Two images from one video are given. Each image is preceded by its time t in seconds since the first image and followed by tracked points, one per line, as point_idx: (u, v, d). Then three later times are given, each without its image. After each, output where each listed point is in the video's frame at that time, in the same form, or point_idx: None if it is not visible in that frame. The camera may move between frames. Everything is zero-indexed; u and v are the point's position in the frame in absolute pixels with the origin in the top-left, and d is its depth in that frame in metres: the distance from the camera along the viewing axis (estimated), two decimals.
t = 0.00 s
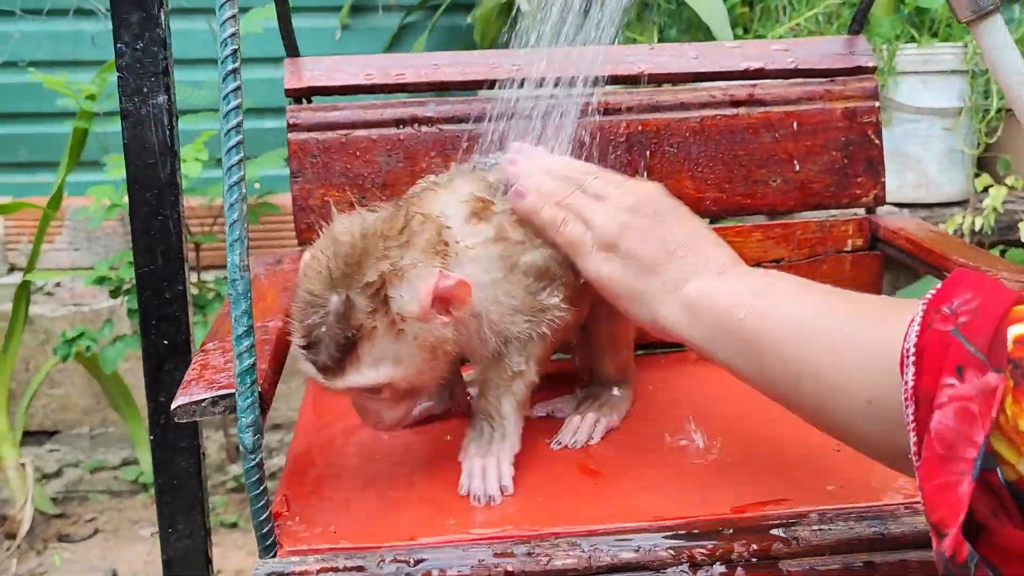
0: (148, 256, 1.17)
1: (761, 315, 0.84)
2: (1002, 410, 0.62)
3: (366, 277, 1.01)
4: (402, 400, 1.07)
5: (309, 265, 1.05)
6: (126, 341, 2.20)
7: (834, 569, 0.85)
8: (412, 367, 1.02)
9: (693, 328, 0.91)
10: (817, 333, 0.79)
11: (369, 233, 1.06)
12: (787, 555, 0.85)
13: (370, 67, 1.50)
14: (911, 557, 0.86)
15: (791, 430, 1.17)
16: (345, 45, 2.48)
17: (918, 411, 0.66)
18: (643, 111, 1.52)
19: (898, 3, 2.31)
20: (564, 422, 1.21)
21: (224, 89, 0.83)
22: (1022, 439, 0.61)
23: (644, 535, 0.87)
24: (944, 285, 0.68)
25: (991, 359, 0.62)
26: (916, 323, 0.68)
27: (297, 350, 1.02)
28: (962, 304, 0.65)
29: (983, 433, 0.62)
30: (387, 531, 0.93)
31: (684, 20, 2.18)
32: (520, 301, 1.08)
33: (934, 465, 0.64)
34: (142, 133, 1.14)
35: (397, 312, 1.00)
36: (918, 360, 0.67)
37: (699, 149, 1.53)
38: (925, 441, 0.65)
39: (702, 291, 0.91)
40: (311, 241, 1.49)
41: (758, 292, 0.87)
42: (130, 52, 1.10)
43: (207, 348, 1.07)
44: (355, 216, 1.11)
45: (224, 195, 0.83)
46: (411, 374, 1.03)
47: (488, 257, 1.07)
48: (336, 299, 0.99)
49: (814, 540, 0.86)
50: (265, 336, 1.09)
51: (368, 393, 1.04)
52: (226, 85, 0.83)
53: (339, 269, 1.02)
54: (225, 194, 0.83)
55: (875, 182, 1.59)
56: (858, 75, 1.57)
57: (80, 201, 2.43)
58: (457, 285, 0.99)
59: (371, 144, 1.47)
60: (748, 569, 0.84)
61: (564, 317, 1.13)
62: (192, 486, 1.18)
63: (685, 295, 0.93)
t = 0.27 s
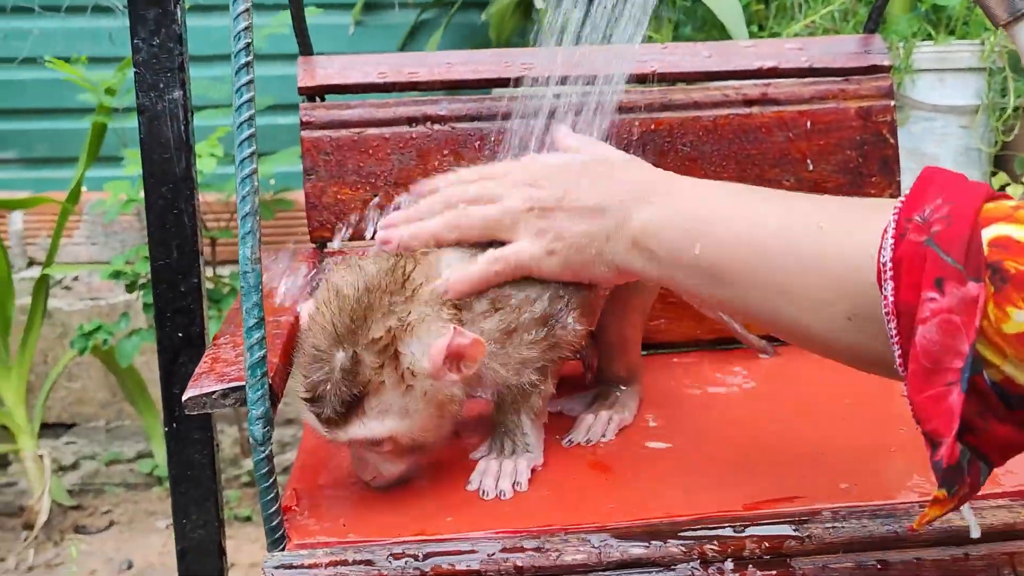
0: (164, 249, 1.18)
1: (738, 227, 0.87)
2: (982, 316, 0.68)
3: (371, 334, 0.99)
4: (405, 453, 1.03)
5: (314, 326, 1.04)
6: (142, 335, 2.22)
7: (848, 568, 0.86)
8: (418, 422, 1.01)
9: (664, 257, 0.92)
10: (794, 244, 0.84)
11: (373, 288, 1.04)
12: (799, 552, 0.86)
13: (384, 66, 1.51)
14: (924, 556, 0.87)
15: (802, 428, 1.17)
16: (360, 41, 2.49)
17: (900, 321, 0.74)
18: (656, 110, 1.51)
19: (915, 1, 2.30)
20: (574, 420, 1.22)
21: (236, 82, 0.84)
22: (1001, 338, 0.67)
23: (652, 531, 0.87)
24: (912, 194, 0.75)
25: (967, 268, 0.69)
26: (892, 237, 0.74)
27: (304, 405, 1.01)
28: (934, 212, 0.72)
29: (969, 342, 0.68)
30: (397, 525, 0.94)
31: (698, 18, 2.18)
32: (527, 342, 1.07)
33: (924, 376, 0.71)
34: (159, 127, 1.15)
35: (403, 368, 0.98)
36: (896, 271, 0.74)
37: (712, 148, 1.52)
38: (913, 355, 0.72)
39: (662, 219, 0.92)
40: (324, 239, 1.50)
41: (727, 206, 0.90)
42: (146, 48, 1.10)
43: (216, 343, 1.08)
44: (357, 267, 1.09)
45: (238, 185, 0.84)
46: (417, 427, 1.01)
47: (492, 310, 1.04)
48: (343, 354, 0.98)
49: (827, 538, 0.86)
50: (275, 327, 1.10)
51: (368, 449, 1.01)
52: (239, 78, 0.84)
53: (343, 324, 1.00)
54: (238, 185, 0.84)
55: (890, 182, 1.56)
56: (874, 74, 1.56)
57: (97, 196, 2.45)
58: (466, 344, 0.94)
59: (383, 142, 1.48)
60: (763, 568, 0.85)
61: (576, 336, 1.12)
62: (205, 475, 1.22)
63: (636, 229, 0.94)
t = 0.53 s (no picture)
0: (179, 238, 1.19)
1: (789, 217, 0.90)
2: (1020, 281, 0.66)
3: (403, 314, 1.00)
4: (433, 435, 1.03)
5: (346, 304, 1.04)
6: (157, 328, 2.23)
7: (869, 562, 0.85)
8: (447, 404, 1.01)
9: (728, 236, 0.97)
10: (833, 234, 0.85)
11: (404, 269, 1.04)
12: (818, 546, 0.86)
13: (398, 63, 1.51)
14: (948, 551, 0.86)
15: (818, 425, 1.16)
16: (373, 36, 2.49)
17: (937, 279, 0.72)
18: (671, 107, 1.51)
19: None
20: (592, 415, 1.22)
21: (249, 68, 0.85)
22: None
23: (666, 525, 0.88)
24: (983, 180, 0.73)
25: (1019, 234, 0.67)
26: (955, 205, 0.73)
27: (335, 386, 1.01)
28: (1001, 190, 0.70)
29: (997, 299, 0.66)
30: (410, 515, 0.94)
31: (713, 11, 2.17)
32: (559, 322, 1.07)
33: (945, 326, 0.69)
34: (174, 118, 1.16)
35: (435, 346, 0.98)
36: (947, 236, 0.73)
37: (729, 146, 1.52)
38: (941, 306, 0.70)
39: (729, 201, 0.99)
40: (337, 237, 1.51)
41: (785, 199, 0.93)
42: (161, 38, 1.11)
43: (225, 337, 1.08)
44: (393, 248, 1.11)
45: (248, 171, 0.86)
46: (448, 408, 1.01)
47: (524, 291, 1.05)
48: (373, 333, 0.99)
49: (848, 532, 0.86)
50: (289, 320, 1.11)
51: (397, 429, 1.01)
52: (250, 64, 0.85)
53: (375, 304, 1.01)
54: (249, 171, 0.86)
55: (909, 181, 1.55)
56: (893, 72, 1.55)
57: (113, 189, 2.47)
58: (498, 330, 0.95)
59: (397, 140, 1.48)
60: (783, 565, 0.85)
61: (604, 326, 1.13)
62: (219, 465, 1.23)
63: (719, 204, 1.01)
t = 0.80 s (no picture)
0: (189, 227, 1.20)
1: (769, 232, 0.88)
2: None
3: (413, 314, 1.00)
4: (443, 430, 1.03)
5: (353, 304, 1.04)
6: (168, 320, 2.25)
7: (876, 549, 0.86)
8: (457, 402, 1.02)
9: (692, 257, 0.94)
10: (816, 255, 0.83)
11: (410, 269, 1.05)
12: (825, 533, 0.86)
13: (408, 53, 1.51)
14: (955, 539, 0.86)
15: (826, 415, 1.16)
16: (382, 29, 2.50)
17: (954, 315, 0.69)
18: (680, 98, 1.51)
19: None
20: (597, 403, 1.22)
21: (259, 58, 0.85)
22: None
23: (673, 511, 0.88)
24: (970, 187, 0.71)
25: None
26: (948, 228, 0.71)
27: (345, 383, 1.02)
28: (993, 204, 0.68)
29: None
30: (419, 502, 0.95)
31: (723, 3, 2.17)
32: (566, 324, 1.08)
33: (977, 371, 0.65)
34: (185, 107, 1.17)
35: (446, 346, 0.99)
36: (950, 263, 0.70)
37: (738, 137, 1.52)
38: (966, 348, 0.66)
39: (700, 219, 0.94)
40: (347, 227, 1.52)
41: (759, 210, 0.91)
42: (172, 28, 1.11)
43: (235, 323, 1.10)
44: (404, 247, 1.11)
45: (258, 159, 0.86)
46: (456, 405, 1.02)
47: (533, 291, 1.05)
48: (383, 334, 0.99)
49: (855, 519, 0.86)
50: (297, 308, 1.12)
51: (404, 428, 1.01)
52: (261, 54, 0.84)
53: (385, 304, 1.01)
54: (259, 160, 0.86)
55: (918, 171, 1.55)
56: (902, 63, 1.54)
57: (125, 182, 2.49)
58: (511, 332, 0.96)
59: (407, 131, 1.49)
60: (788, 550, 0.85)
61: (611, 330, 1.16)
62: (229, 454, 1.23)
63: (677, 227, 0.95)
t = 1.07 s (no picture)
0: (197, 220, 1.21)
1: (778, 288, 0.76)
2: None
3: (438, 307, 1.02)
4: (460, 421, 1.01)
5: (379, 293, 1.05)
6: (176, 315, 2.26)
7: (870, 539, 0.85)
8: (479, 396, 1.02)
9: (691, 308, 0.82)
10: (830, 320, 0.72)
11: (432, 261, 1.06)
12: (821, 523, 0.85)
13: (415, 43, 1.52)
14: (948, 528, 0.86)
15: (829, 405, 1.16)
16: (388, 24, 2.50)
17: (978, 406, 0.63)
18: (686, 88, 1.52)
19: None
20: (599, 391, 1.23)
21: (270, 53, 0.85)
22: None
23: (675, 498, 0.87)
24: (985, 262, 0.64)
25: None
26: (959, 309, 0.64)
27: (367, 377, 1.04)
28: (1010, 285, 0.61)
29: None
30: (426, 489, 0.95)
31: None
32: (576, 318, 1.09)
33: (1001, 469, 0.61)
34: (193, 99, 1.17)
35: (468, 343, 1.00)
36: (966, 349, 0.64)
37: (742, 127, 1.53)
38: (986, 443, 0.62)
39: (693, 272, 0.82)
40: (355, 215, 1.53)
41: (759, 264, 0.79)
42: (182, 21, 1.12)
43: (248, 313, 1.10)
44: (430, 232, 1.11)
45: (269, 154, 0.87)
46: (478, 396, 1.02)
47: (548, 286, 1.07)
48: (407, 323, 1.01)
49: (850, 509, 0.86)
50: (307, 297, 1.13)
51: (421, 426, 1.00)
52: (272, 50, 0.85)
53: (412, 295, 1.03)
54: (270, 155, 0.86)
55: (922, 162, 1.56)
56: (908, 52, 1.54)
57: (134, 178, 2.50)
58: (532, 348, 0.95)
59: (415, 120, 1.50)
60: (782, 537, 0.85)
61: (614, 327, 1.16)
62: (236, 445, 1.24)
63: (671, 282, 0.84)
